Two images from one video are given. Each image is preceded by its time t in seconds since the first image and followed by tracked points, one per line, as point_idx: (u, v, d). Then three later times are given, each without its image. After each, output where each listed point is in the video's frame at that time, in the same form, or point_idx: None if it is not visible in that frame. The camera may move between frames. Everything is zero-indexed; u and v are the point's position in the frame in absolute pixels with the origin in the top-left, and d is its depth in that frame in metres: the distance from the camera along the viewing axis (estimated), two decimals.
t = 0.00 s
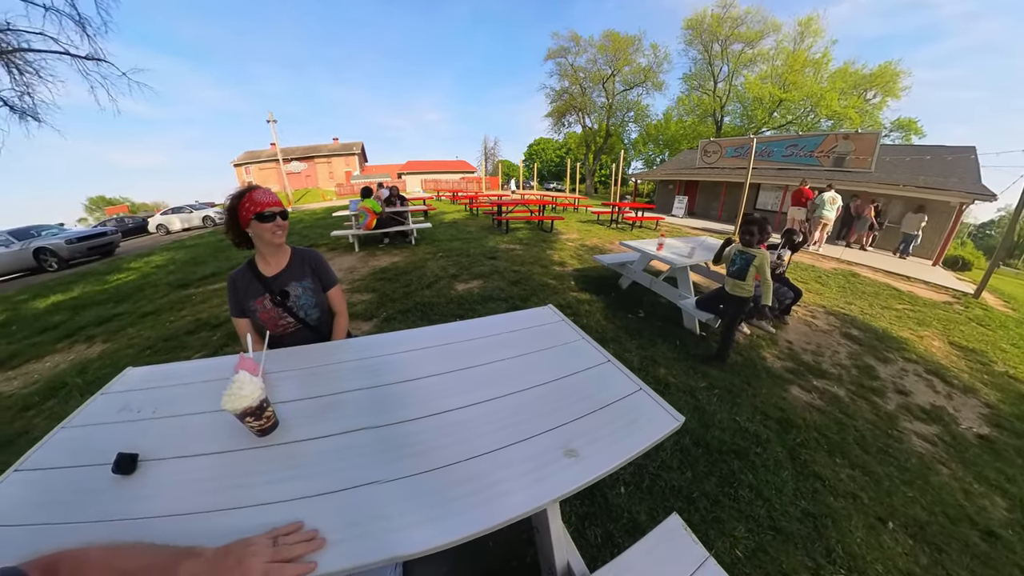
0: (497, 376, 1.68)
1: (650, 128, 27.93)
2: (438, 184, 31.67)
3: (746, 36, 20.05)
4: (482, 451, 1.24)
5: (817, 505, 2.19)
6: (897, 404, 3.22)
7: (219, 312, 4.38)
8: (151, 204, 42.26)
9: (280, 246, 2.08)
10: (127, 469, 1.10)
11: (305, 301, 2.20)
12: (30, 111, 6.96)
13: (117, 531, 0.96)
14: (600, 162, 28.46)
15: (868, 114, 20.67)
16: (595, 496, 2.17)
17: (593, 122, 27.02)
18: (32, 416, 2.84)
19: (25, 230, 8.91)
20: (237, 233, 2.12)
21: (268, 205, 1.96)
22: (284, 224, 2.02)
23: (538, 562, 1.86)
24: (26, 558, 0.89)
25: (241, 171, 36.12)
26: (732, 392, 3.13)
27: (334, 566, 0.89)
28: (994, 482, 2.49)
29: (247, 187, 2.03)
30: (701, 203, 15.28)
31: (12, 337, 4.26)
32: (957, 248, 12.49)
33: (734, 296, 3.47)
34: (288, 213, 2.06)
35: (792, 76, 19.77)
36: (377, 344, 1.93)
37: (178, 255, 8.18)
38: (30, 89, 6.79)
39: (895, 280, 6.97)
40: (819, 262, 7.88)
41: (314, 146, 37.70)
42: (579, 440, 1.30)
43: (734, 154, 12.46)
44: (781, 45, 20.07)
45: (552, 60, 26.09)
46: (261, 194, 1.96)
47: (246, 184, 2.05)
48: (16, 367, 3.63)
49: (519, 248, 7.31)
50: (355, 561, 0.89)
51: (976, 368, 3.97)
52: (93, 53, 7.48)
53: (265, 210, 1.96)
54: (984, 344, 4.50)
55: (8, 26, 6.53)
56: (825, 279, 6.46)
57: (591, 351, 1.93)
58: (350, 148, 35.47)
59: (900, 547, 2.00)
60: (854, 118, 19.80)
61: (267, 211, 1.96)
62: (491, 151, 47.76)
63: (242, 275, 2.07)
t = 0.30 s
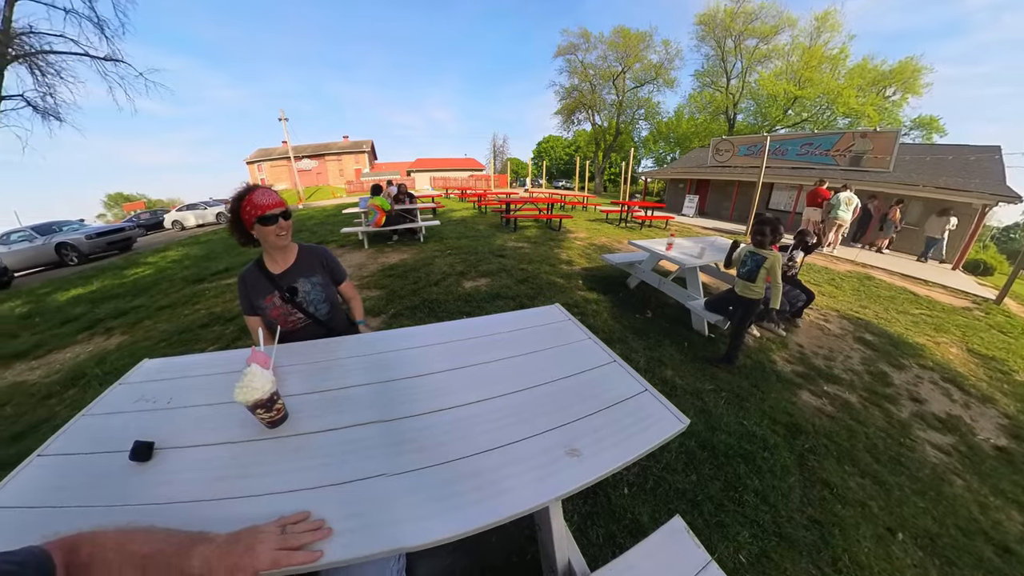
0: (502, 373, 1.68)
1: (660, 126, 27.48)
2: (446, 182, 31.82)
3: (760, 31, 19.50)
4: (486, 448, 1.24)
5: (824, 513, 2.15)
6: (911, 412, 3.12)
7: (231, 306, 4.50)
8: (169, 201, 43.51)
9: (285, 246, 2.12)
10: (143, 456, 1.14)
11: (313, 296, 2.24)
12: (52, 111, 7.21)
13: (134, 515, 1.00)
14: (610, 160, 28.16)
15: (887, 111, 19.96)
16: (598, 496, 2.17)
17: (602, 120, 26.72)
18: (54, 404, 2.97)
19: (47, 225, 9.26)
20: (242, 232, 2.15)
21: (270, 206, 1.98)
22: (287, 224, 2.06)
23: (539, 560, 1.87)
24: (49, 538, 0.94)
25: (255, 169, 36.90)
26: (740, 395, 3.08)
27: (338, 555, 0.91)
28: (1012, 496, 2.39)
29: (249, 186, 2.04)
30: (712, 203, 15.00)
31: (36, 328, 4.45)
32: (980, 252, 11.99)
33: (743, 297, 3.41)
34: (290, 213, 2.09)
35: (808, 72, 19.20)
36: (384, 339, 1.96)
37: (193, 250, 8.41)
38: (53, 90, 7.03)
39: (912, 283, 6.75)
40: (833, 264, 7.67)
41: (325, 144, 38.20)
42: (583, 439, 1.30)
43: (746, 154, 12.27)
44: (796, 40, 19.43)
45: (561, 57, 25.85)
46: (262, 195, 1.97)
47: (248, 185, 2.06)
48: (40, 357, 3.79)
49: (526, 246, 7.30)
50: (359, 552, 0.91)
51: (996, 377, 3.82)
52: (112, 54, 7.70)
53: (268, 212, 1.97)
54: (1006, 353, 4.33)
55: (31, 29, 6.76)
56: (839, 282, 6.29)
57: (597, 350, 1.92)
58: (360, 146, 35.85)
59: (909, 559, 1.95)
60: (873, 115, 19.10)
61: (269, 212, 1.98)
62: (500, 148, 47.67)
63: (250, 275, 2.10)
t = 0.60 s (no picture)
0: (509, 372, 1.68)
1: (671, 123, 27.03)
2: (455, 180, 31.88)
3: (776, 26, 18.95)
4: (492, 446, 1.25)
5: (832, 521, 2.10)
6: (926, 421, 3.02)
7: (243, 301, 4.60)
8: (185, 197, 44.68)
9: (294, 244, 2.15)
10: (158, 445, 1.18)
11: (322, 292, 2.28)
12: (73, 110, 7.44)
13: (150, 503, 1.03)
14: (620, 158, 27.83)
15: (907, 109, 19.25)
16: (602, 496, 2.16)
17: (612, 117, 26.38)
18: (74, 392, 3.09)
19: (69, 221, 9.59)
20: (250, 230, 2.18)
21: (278, 207, 2.01)
22: (295, 224, 2.09)
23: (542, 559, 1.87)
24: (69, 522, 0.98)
25: (267, 166, 37.57)
26: (749, 399, 3.03)
27: (345, 547, 0.93)
28: None
29: (257, 187, 2.07)
30: (724, 202, 14.71)
31: (58, 320, 4.62)
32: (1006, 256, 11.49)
33: (755, 299, 3.34)
34: (298, 213, 2.11)
35: (824, 69, 18.60)
36: (393, 336, 1.98)
37: (207, 245, 8.61)
38: (74, 90, 7.25)
39: (931, 288, 6.52)
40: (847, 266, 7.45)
41: (336, 142, 38.62)
42: (589, 439, 1.29)
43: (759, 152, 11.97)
44: (813, 35, 18.78)
45: (571, 54, 25.59)
46: (270, 196, 1.99)
47: (255, 185, 2.08)
48: (61, 347, 3.94)
49: (535, 244, 7.28)
50: (365, 545, 0.93)
51: (1017, 387, 3.67)
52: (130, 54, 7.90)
53: (275, 212, 2.00)
54: None
55: (53, 31, 6.96)
56: (854, 285, 6.12)
57: (604, 350, 1.90)
58: (370, 143, 36.14)
59: (920, 571, 1.89)
60: (892, 113, 18.40)
61: (277, 213, 2.01)
62: (509, 146, 47.51)
63: (260, 272, 2.15)
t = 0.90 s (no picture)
0: (514, 370, 1.69)
1: (683, 121, 26.61)
2: (464, 178, 31.94)
3: (792, 21, 18.39)
4: (498, 443, 1.25)
5: (840, 529, 2.05)
6: (942, 430, 2.92)
7: (254, 296, 4.71)
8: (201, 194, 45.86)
9: (303, 242, 2.19)
10: (173, 435, 1.22)
11: (330, 290, 2.31)
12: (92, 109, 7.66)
13: (164, 490, 1.07)
14: (629, 156, 27.49)
15: (929, 108, 18.54)
16: (606, 497, 2.15)
17: (622, 115, 26.03)
18: (92, 382, 3.21)
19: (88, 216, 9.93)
20: (260, 228, 2.24)
21: (286, 205, 2.04)
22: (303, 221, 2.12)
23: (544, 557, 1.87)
24: (88, 507, 1.02)
25: (280, 164, 38.25)
26: (757, 403, 2.97)
27: (350, 540, 0.94)
28: None
29: (265, 185, 2.11)
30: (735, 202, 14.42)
31: (79, 312, 4.80)
32: None
33: (766, 302, 3.27)
34: (305, 210, 2.15)
35: (842, 65, 18.01)
36: (400, 332, 2.00)
37: (221, 241, 8.82)
38: (93, 90, 7.46)
39: (950, 293, 6.30)
40: (863, 269, 7.23)
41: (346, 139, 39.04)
42: (594, 439, 1.29)
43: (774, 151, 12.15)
44: (830, 30, 18.17)
45: (581, 51, 25.32)
46: (278, 195, 2.03)
47: (263, 183, 2.12)
48: (81, 338, 4.09)
49: (543, 243, 7.26)
50: (371, 537, 0.94)
51: None
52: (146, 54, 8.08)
53: (283, 210, 2.03)
54: None
55: (73, 32, 7.17)
56: (869, 289, 5.94)
57: (612, 351, 1.89)
58: (380, 141, 36.43)
59: None
60: (912, 111, 17.75)
61: (285, 211, 2.04)
62: (517, 144, 47.34)
63: (271, 269, 2.21)
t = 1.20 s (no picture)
0: (520, 371, 1.68)
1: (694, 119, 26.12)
2: (473, 175, 32.04)
3: (808, 16, 17.82)
4: (503, 445, 1.26)
5: (849, 541, 2.01)
6: (960, 441, 2.82)
7: (265, 291, 4.80)
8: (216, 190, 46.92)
9: (309, 239, 2.23)
10: (185, 428, 1.26)
11: (337, 291, 2.34)
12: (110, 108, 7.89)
13: (175, 482, 1.10)
14: (639, 154, 27.12)
15: (952, 105, 17.81)
16: (611, 499, 2.14)
17: (633, 112, 25.67)
18: (109, 373, 3.33)
19: (107, 212, 10.26)
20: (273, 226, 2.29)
21: (289, 202, 2.08)
22: (308, 218, 2.15)
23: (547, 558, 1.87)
24: (103, 496, 1.06)
25: (291, 161, 38.85)
26: (767, 408, 2.92)
27: (356, 536, 0.96)
28: None
29: (271, 185, 2.16)
30: (747, 202, 14.12)
31: (97, 305, 4.97)
32: None
33: (778, 305, 3.20)
34: (310, 206, 2.18)
35: (861, 61, 17.42)
36: (408, 330, 2.02)
37: (233, 237, 9.02)
38: (111, 90, 7.68)
39: (970, 299, 6.08)
40: (879, 272, 7.02)
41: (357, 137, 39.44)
42: (601, 443, 1.28)
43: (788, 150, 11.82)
44: (848, 25, 17.53)
45: (591, 48, 25.01)
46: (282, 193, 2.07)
47: (269, 183, 2.17)
48: (100, 331, 4.24)
49: (551, 241, 7.23)
50: (375, 535, 0.96)
51: None
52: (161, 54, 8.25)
53: (284, 207, 2.07)
54: None
55: (92, 34, 7.38)
56: (885, 293, 5.76)
57: (620, 353, 1.87)
58: (390, 138, 36.73)
59: None
60: (934, 109, 17.08)
61: (289, 208, 2.08)
62: (526, 141, 47.14)
63: (281, 269, 2.26)
